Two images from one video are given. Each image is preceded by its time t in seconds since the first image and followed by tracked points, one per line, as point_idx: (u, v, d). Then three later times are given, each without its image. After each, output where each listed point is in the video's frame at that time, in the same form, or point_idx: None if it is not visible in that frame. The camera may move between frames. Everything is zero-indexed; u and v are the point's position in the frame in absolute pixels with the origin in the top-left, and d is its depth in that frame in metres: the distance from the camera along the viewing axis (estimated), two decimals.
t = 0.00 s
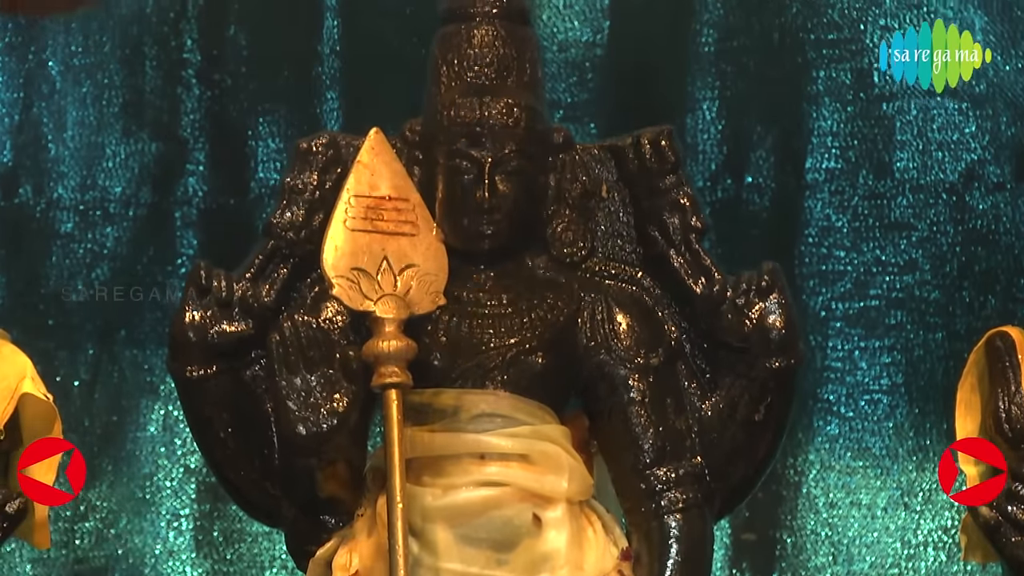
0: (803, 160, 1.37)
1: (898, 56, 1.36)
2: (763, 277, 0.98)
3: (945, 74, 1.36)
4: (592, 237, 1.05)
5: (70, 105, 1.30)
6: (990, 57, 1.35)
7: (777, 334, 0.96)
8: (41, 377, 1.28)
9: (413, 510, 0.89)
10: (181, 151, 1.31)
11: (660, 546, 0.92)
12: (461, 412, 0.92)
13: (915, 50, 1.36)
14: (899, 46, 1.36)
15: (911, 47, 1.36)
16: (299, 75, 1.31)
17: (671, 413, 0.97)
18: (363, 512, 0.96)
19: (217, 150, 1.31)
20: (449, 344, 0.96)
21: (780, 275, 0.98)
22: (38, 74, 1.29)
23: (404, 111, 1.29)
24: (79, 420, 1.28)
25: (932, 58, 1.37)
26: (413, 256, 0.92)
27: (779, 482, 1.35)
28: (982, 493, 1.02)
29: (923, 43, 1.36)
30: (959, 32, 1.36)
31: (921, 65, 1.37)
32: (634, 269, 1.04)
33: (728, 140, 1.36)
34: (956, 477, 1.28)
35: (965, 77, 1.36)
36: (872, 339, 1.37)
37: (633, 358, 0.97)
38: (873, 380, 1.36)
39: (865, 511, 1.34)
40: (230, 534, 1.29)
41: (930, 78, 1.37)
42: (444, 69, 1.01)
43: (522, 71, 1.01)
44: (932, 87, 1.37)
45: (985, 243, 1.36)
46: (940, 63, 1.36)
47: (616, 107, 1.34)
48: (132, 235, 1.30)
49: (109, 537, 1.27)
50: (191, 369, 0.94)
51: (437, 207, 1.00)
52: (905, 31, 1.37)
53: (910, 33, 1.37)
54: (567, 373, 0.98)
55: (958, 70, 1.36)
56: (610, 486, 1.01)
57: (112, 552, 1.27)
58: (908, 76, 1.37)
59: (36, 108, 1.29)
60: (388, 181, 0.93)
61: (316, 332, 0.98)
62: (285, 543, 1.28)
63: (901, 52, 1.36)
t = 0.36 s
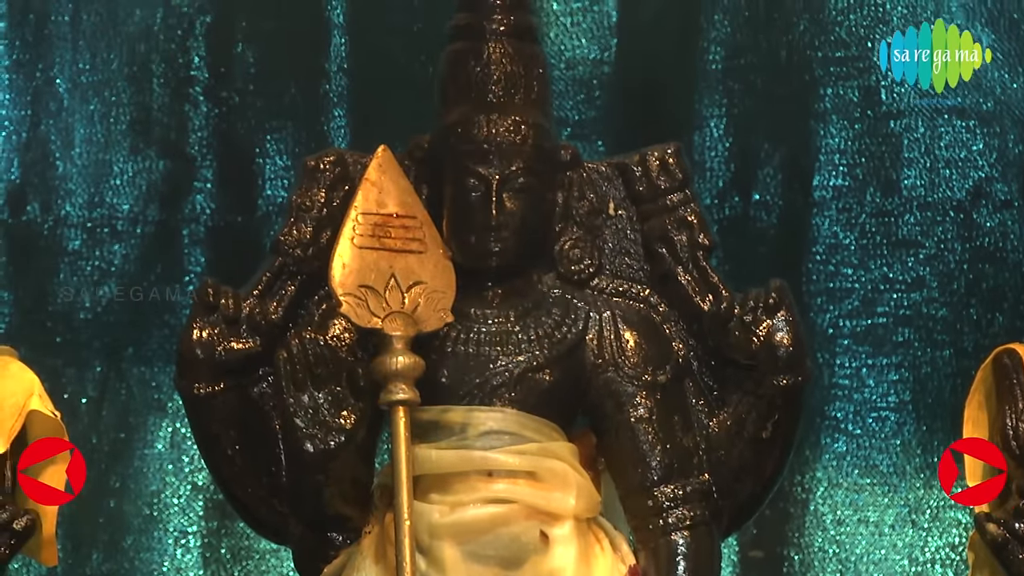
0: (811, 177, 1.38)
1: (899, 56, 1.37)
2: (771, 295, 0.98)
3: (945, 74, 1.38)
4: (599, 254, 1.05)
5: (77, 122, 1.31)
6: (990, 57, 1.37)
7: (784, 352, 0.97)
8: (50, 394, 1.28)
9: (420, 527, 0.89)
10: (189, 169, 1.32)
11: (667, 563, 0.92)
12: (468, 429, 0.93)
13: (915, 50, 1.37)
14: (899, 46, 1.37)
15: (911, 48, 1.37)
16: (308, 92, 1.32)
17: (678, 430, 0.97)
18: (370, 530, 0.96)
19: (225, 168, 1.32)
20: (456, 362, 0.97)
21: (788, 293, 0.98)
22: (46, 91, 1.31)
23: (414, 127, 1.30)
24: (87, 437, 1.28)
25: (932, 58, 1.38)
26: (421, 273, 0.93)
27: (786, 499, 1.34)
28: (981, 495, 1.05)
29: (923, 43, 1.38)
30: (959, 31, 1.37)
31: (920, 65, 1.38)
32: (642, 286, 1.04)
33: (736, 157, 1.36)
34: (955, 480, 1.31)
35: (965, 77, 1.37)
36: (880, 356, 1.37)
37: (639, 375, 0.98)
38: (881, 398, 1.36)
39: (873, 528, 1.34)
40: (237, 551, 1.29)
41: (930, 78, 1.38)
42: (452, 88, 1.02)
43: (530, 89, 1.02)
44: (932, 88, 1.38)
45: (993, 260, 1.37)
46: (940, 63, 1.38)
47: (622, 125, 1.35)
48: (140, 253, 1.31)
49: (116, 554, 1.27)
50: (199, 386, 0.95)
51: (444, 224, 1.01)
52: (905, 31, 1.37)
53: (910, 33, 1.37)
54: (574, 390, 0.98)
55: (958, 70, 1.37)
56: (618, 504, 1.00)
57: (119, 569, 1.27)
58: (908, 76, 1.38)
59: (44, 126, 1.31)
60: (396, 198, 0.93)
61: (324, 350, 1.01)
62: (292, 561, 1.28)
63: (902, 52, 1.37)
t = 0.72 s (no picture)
0: (811, 185, 1.38)
1: (899, 56, 1.37)
2: (772, 302, 0.97)
3: (945, 73, 1.38)
4: (600, 262, 1.05)
5: (78, 130, 1.32)
6: (990, 57, 1.37)
7: (785, 359, 0.95)
8: (50, 402, 1.28)
9: (421, 535, 0.89)
10: (190, 177, 1.32)
11: (668, 570, 0.92)
12: (469, 437, 0.93)
13: (915, 50, 1.38)
14: (899, 46, 1.37)
15: (912, 48, 1.38)
16: (309, 100, 1.32)
17: (679, 438, 0.97)
18: (371, 537, 0.96)
19: (226, 176, 1.32)
20: (456, 369, 0.97)
21: (788, 301, 0.97)
22: (47, 99, 1.31)
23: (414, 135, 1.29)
24: (87, 444, 1.28)
25: (932, 58, 1.38)
26: (422, 280, 0.93)
27: (787, 507, 1.34)
28: (980, 494, 1.06)
29: (923, 43, 1.38)
30: (960, 31, 1.37)
31: (921, 65, 1.38)
32: (642, 293, 1.04)
33: (737, 165, 1.36)
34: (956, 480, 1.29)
35: (965, 77, 1.37)
36: (880, 364, 1.37)
37: (641, 383, 0.98)
38: (881, 406, 1.36)
39: (873, 536, 1.34)
40: (238, 558, 1.29)
41: (931, 79, 1.38)
42: (453, 96, 1.03)
43: (530, 96, 1.02)
44: (932, 88, 1.38)
45: (994, 268, 1.37)
46: (941, 63, 1.38)
47: (623, 132, 1.35)
48: (141, 260, 1.31)
49: (116, 562, 1.27)
50: (199, 394, 0.94)
51: (444, 232, 1.01)
52: (905, 31, 1.38)
53: (910, 34, 1.38)
54: (575, 398, 0.98)
55: (958, 70, 1.37)
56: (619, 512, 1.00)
57: None
58: (908, 76, 1.38)
59: (45, 133, 1.31)
60: (397, 206, 0.94)
61: (325, 359, 1.01)
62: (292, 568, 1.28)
63: (901, 52, 1.37)
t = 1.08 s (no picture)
0: (812, 194, 1.38)
1: (898, 56, 1.38)
2: (772, 311, 0.97)
3: (945, 73, 1.38)
4: (601, 270, 1.05)
5: (79, 139, 1.32)
6: (990, 57, 1.37)
7: (786, 368, 0.95)
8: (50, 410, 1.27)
9: (422, 544, 0.89)
10: (191, 186, 1.33)
11: None
12: (470, 446, 0.93)
13: (915, 50, 1.38)
14: (899, 46, 1.38)
15: (912, 48, 1.38)
16: (310, 108, 1.33)
17: (679, 447, 0.97)
18: (372, 546, 0.96)
19: (227, 185, 1.33)
20: (457, 378, 0.97)
21: (789, 310, 0.97)
22: (48, 107, 1.31)
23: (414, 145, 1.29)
24: (88, 453, 1.28)
25: (932, 58, 1.38)
26: (423, 289, 0.93)
27: (788, 515, 1.34)
28: (981, 495, 1.06)
29: (923, 43, 1.38)
30: (959, 32, 1.38)
31: (921, 65, 1.38)
32: (643, 302, 1.04)
33: (737, 175, 1.37)
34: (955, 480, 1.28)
35: (965, 76, 1.38)
36: (881, 373, 1.37)
37: (641, 392, 0.98)
38: (882, 415, 1.36)
39: (874, 545, 1.33)
40: (239, 567, 1.29)
41: (931, 78, 1.38)
42: (453, 105, 1.03)
43: (531, 105, 1.03)
44: (932, 87, 1.38)
45: (995, 277, 1.37)
46: (941, 63, 1.38)
47: (623, 142, 1.35)
48: (142, 270, 1.32)
49: (117, 570, 1.27)
50: (200, 402, 0.94)
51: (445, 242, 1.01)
52: (905, 31, 1.38)
53: (910, 34, 1.38)
54: (575, 407, 0.99)
55: (958, 70, 1.37)
56: (620, 521, 1.00)
57: None
58: (908, 76, 1.38)
59: (46, 142, 1.31)
60: (397, 215, 0.94)
61: (325, 367, 1.02)
62: None
63: (902, 52, 1.38)
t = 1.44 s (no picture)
0: (814, 200, 1.38)
1: (899, 57, 1.38)
2: (774, 316, 0.97)
3: (945, 73, 1.38)
4: (604, 276, 1.06)
5: (81, 144, 1.32)
6: (990, 57, 1.38)
7: (789, 373, 0.95)
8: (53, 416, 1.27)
9: (424, 549, 0.89)
10: (193, 191, 1.33)
11: None
12: (472, 451, 0.93)
13: (915, 51, 1.38)
14: (899, 46, 1.38)
15: (911, 48, 1.38)
16: (312, 115, 1.33)
17: (681, 453, 0.97)
18: (374, 551, 0.97)
19: (229, 191, 1.33)
20: (459, 384, 0.97)
21: (791, 315, 0.97)
22: (50, 113, 1.32)
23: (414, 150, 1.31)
24: (90, 459, 1.28)
25: (932, 58, 1.39)
26: (425, 294, 0.94)
27: (790, 521, 1.34)
28: (981, 494, 1.05)
29: (923, 43, 1.39)
30: (960, 31, 1.38)
31: (921, 66, 1.38)
32: (645, 307, 1.05)
33: (739, 180, 1.37)
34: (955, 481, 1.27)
35: (966, 76, 1.38)
36: (884, 378, 1.37)
37: (643, 397, 0.98)
38: (885, 420, 1.36)
39: (877, 550, 1.33)
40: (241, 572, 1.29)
41: (930, 79, 1.39)
42: (456, 110, 1.03)
43: (533, 111, 1.03)
44: (932, 87, 1.39)
45: (996, 283, 1.37)
46: (941, 63, 1.38)
47: (625, 148, 1.36)
48: (144, 275, 1.31)
49: None
50: (202, 408, 0.94)
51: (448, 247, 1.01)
52: (905, 31, 1.38)
53: (910, 34, 1.38)
54: (577, 412, 0.98)
55: (958, 70, 1.38)
56: (622, 526, 1.01)
57: None
58: (908, 76, 1.38)
59: (48, 148, 1.32)
60: (400, 221, 0.94)
61: (326, 372, 1.02)
62: None
63: (902, 52, 1.38)
